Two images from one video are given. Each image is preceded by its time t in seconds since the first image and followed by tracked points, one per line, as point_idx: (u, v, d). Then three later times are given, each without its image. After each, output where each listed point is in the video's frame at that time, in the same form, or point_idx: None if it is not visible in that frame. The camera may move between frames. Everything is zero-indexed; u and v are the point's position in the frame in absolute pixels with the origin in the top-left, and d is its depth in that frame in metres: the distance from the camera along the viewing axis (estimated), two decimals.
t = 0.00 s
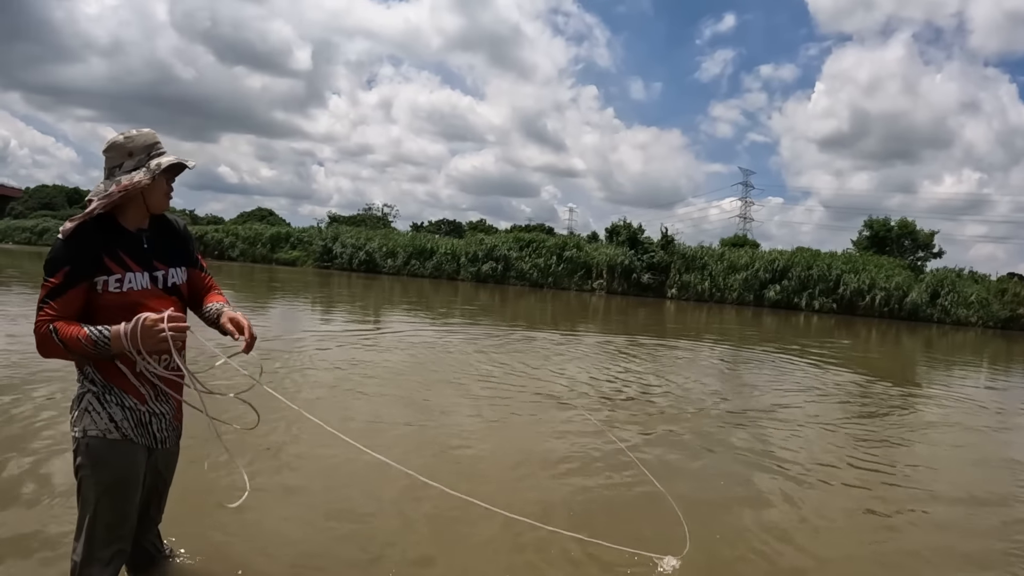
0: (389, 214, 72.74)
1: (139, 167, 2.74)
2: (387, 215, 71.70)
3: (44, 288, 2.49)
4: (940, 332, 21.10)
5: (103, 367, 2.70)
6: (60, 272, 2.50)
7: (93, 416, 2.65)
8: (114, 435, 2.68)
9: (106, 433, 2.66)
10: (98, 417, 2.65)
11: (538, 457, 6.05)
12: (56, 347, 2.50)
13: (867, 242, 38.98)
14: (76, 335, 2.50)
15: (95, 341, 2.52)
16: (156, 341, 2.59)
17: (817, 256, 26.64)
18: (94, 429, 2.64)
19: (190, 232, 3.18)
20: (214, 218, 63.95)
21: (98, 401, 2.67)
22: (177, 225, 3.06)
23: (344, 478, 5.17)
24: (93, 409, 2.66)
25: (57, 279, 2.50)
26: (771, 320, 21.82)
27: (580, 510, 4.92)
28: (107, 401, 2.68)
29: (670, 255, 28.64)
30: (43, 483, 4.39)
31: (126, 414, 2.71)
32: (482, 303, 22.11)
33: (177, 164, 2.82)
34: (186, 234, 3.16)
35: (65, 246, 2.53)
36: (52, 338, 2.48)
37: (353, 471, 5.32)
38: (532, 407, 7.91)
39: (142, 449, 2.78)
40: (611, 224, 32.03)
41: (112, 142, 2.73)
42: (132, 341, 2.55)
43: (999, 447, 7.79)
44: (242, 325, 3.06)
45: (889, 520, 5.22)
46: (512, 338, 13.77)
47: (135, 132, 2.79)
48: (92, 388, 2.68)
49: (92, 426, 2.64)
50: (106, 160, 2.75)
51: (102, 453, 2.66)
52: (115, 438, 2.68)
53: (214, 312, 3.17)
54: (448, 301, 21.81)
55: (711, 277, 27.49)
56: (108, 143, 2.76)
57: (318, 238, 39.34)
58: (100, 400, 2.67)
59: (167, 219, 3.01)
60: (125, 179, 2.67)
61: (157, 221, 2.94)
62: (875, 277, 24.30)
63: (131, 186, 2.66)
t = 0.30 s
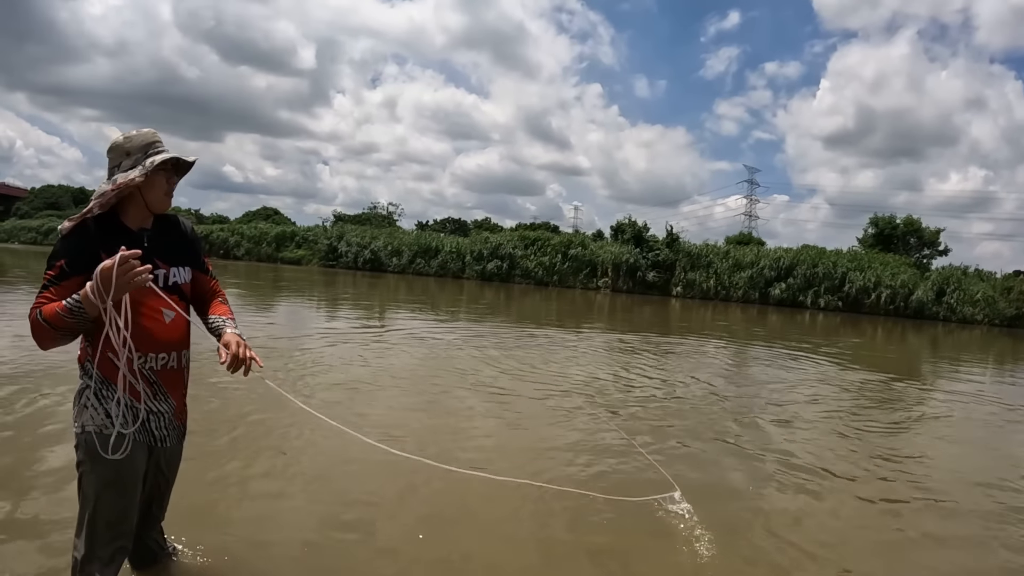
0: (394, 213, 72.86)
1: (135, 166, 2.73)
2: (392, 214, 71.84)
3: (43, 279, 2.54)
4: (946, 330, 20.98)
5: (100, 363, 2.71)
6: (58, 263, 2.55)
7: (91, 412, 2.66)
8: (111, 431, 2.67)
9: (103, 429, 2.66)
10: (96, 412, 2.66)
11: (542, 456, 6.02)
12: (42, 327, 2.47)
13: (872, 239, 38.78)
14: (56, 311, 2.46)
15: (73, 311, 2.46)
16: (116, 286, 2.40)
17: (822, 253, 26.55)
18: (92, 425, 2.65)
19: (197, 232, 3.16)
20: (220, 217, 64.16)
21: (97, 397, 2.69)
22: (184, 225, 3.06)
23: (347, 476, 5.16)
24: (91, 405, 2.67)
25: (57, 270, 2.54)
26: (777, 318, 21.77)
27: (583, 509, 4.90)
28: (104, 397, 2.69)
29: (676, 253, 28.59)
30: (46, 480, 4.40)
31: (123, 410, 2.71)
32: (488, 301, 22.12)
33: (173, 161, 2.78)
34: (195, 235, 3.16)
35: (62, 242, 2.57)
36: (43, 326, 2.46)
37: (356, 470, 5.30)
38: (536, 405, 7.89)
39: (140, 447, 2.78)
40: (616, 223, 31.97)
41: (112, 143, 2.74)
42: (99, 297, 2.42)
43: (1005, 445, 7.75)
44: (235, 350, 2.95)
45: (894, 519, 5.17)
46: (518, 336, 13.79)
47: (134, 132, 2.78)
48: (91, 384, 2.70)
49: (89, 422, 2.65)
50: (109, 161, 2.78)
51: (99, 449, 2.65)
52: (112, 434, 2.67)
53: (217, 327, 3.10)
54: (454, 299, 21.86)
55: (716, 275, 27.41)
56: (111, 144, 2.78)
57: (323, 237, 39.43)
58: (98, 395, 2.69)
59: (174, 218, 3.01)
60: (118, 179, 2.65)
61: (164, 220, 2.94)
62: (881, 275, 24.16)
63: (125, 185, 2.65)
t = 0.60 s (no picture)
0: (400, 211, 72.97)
1: (134, 163, 2.73)
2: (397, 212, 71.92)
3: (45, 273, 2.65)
4: (953, 328, 20.88)
5: (99, 358, 2.72)
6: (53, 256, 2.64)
7: (90, 407, 2.68)
8: (108, 425, 2.69)
9: (101, 424, 2.68)
10: (94, 407, 2.67)
11: (545, 454, 6.01)
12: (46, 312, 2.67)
13: (878, 237, 38.60)
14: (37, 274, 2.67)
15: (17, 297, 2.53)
16: None
17: (828, 251, 26.43)
18: (90, 419, 2.67)
19: (205, 229, 3.15)
20: (226, 216, 64.37)
21: (95, 391, 2.68)
22: (189, 224, 3.04)
23: (349, 475, 5.16)
24: (90, 399, 2.68)
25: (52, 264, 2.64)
26: (782, 316, 21.68)
27: (586, 507, 4.88)
28: (102, 393, 2.69)
29: (681, 251, 28.49)
30: (50, 479, 4.41)
31: (121, 406, 2.71)
32: (493, 299, 22.13)
33: (172, 157, 2.77)
34: (205, 234, 3.16)
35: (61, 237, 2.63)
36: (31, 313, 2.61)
37: (359, 469, 5.30)
38: (540, 404, 7.88)
39: (140, 443, 2.78)
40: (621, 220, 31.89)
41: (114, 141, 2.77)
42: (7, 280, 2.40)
43: (1012, 443, 7.71)
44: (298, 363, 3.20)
45: (899, 518, 5.13)
46: (524, 334, 13.77)
47: (135, 131, 2.79)
48: (92, 378, 2.71)
49: (89, 417, 2.67)
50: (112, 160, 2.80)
51: (98, 444, 2.68)
52: (110, 429, 2.69)
53: (265, 329, 3.33)
54: (460, 298, 21.88)
55: (721, 273, 27.33)
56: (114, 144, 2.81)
57: (329, 236, 39.52)
58: (96, 391, 2.69)
59: (178, 217, 3.01)
60: (116, 176, 2.67)
61: (168, 218, 2.95)
62: (886, 273, 24.04)
63: (122, 182, 2.65)
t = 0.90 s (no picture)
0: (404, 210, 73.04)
1: (139, 163, 2.74)
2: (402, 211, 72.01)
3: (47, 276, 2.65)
4: (959, 325, 20.77)
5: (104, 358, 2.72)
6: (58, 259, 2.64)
7: (97, 406, 2.69)
8: (115, 425, 2.69)
9: (108, 423, 2.69)
10: (101, 406, 2.69)
11: (549, 453, 5.97)
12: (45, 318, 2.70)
13: (884, 234, 38.39)
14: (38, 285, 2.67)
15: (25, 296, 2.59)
16: None
17: (834, 249, 26.31)
18: (97, 419, 2.68)
19: (206, 229, 3.16)
20: (231, 216, 64.55)
21: (102, 391, 2.70)
22: (190, 223, 3.06)
23: (353, 475, 5.14)
24: (97, 399, 2.70)
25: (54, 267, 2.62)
26: (788, 314, 21.61)
27: (590, 506, 4.86)
28: (109, 392, 2.70)
29: (686, 249, 28.43)
30: (54, 476, 4.41)
31: (127, 404, 2.72)
32: (499, 297, 22.14)
33: (176, 159, 2.79)
34: (207, 233, 3.18)
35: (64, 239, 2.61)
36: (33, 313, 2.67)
37: (362, 469, 5.28)
38: (545, 402, 7.86)
39: (145, 442, 2.78)
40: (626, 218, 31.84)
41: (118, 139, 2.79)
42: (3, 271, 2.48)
43: (1017, 441, 7.66)
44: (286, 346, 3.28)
45: (906, 517, 5.08)
46: (529, 332, 13.76)
47: (141, 130, 2.81)
48: (98, 378, 2.72)
49: (95, 416, 2.69)
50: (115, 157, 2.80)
51: (105, 443, 2.68)
52: (116, 429, 2.69)
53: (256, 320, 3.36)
54: (465, 296, 21.87)
55: (727, 270, 27.25)
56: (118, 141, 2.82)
57: (334, 234, 39.61)
58: (103, 390, 2.70)
59: (179, 216, 3.02)
60: (119, 176, 2.68)
61: (169, 218, 2.96)
62: (892, 271, 23.90)
63: (124, 182, 2.67)
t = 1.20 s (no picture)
0: (409, 208, 73.10)
1: (157, 164, 2.77)
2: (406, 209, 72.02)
3: (62, 284, 2.48)
4: (965, 323, 20.68)
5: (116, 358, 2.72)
6: (76, 264, 2.49)
7: (112, 407, 2.67)
8: (132, 423, 2.69)
9: (124, 422, 2.67)
10: (117, 406, 2.68)
11: (555, 452, 5.95)
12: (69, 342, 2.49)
13: (889, 232, 38.24)
14: (87, 333, 2.48)
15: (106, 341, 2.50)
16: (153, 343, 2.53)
17: (839, 246, 26.23)
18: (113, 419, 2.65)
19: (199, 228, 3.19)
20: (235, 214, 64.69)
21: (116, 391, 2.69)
22: (187, 223, 3.07)
23: (359, 474, 5.12)
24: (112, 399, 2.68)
25: (71, 273, 2.48)
26: (793, 312, 21.56)
27: (597, 504, 4.84)
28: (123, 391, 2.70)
29: (691, 246, 28.40)
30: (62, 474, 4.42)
31: (142, 402, 2.73)
32: (504, 295, 22.16)
33: (194, 164, 2.86)
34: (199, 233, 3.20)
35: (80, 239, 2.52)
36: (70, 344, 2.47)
37: (368, 468, 5.26)
38: (549, 400, 7.87)
39: (161, 437, 2.80)
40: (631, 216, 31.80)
41: (131, 138, 2.77)
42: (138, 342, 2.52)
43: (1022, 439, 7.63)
44: (250, 310, 3.12)
45: (914, 516, 5.05)
46: (533, 330, 13.77)
47: (154, 131, 2.84)
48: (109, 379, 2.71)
49: (111, 417, 2.66)
50: (123, 155, 2.77)
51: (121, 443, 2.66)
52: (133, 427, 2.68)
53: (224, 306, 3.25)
54: (470, 294, 21.91)
55: (732, 268, 27.20)
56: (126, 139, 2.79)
57: (339, 233, 39.68)
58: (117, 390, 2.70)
59: (179, 216, 3.03)
60: (146, 174, 2.69)
61: (169, 218, 2.95)
62: (897, 268, 23.82)
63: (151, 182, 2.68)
